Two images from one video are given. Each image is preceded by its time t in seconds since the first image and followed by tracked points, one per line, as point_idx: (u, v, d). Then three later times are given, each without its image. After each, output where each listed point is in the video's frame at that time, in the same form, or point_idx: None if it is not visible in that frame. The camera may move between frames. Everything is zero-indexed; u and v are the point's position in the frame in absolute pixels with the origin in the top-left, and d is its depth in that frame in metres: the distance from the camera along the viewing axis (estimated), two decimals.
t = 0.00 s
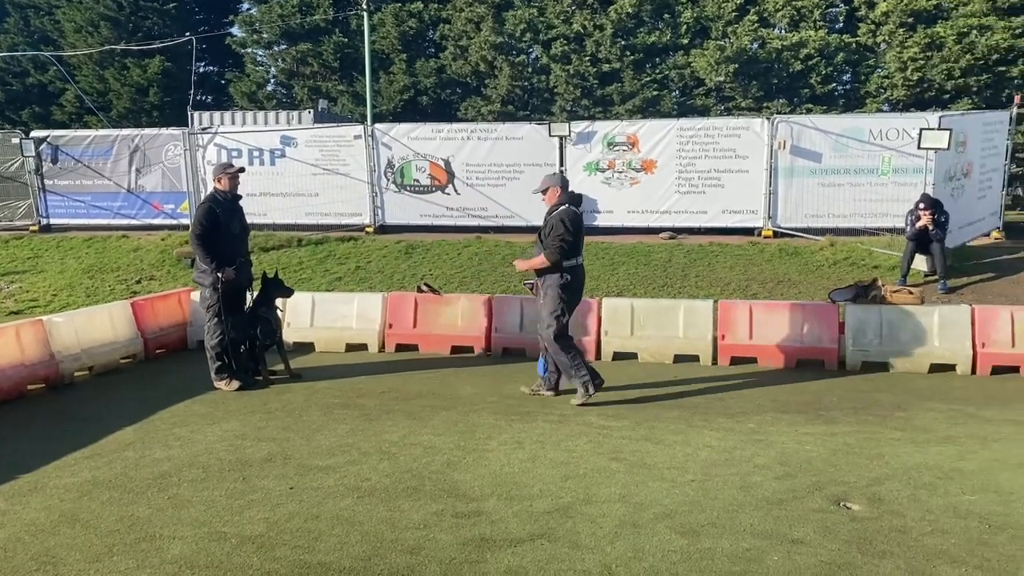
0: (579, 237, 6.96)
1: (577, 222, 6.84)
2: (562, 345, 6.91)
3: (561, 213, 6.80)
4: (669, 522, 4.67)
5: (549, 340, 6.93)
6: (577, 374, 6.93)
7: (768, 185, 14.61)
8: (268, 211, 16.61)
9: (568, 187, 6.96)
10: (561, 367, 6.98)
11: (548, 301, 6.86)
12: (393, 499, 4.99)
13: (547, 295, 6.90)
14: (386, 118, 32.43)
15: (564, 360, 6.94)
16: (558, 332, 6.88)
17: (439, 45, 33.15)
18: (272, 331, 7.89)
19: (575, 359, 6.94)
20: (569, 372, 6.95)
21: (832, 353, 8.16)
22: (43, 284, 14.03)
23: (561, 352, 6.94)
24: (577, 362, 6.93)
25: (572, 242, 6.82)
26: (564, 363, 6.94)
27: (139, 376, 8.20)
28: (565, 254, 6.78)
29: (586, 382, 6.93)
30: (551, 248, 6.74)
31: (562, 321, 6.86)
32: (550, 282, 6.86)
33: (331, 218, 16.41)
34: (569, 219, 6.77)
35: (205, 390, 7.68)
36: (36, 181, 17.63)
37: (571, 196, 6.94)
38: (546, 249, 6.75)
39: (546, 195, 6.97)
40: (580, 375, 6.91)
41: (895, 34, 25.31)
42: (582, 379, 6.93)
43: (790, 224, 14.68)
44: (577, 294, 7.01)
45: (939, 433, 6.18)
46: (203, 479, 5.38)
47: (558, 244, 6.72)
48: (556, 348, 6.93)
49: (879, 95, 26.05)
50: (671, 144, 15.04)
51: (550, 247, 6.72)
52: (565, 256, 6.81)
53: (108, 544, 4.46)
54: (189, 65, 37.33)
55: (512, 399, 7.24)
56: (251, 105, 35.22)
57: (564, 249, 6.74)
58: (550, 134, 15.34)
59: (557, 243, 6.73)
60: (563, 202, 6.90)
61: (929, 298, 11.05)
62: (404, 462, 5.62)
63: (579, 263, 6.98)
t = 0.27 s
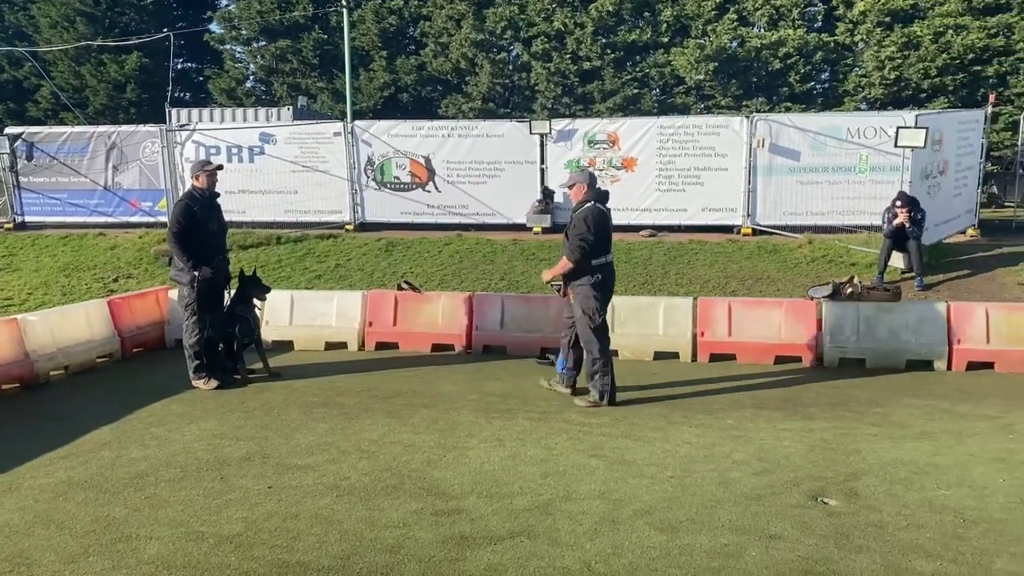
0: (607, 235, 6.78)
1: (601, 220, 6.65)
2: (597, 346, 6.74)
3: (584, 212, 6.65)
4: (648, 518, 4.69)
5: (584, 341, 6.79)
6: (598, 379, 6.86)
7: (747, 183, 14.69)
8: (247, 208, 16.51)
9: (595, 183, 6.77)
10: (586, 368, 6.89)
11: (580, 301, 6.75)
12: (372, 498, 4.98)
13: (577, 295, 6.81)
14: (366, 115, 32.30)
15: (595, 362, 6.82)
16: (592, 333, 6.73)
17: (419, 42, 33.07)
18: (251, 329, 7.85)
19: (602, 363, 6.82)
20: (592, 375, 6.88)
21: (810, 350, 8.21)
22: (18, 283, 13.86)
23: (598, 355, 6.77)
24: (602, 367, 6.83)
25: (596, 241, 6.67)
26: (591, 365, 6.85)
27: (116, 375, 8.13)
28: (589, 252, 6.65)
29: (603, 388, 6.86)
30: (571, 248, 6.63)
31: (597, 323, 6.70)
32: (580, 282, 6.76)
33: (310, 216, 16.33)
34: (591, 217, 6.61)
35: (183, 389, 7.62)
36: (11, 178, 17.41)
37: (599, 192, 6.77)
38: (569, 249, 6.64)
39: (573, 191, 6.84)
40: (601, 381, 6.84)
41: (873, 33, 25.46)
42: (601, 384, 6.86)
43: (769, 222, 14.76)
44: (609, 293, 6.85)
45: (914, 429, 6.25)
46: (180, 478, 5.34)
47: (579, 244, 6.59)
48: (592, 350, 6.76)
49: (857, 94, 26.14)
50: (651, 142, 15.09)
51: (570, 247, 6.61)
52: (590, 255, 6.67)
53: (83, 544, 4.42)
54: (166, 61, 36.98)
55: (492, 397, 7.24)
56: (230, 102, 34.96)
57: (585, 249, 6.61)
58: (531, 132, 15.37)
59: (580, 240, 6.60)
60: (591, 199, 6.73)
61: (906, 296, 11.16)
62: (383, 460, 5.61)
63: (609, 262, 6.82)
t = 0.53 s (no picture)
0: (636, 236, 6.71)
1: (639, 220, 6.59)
2: (598, 346, 6.72)
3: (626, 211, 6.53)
4: (629, 515, 4.71)
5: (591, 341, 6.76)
6: (586, 375, 6.84)
7: (728, 180, 14.74)
8: (227, 206, 16.40)
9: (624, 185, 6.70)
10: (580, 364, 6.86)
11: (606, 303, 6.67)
12: (352, 497, 4.96)
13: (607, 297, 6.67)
14: (347, 112, 32.16)
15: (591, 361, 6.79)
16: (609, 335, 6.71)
17: (401, 39, 32.96)
18: (230, 328, 7.80)
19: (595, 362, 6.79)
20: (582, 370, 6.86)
21: (789, 347, 8.28)
22: None
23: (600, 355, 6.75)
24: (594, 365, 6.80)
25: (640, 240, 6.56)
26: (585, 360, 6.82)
27: (93, 374, 8.04)
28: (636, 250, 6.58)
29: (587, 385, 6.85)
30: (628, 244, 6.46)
31: (615, 324, 6.69)
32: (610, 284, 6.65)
33: (291, 214, 16.24)
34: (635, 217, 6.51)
35: (161, 388, 7.56)
36: None
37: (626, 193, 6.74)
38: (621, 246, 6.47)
39: (602, 192, 6.70)
40: (585, 376, 6.84)
41: (852, 32, 25.52)
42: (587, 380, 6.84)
43: (749, 220, 14.82)
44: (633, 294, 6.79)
45: (893, 425, 6.30)
46: (158, 478, 5.30)
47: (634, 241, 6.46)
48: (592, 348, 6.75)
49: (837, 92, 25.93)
50: (633, 140, 15.12)
51: (626, 242, 6.45)
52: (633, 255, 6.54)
53: (59, 545, 4.37)
54: (145, 58, 36.64)
55: (474, 395, 7.23)
56: (210, 99, 34.70)
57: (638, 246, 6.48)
58: (512, 130, 15.36)
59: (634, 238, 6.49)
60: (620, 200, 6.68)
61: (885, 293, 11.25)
62: (364, 459, 5.59)
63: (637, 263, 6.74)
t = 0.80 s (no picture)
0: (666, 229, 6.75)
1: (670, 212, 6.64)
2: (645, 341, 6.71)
3: (656, 202, 6.60)
4: (611, 512, 4.72)
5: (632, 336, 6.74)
6: (648, 371, 6.82)
7: (710, 178, 14.76)
8: (208, 204, 16.29)
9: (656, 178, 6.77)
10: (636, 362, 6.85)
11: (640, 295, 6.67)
12: (335, 496, 4.94)
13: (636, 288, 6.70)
14: (330, 110, 32.03)
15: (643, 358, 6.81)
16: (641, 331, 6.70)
17: (383, 36, 32.87)
18: (211, 326, 7.75)
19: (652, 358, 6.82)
20: (641, 368, 6.84)
21: (771, 344, 8.31)
22: None
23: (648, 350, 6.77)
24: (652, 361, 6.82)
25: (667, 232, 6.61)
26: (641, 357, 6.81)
27: (72, 374, 7.97)
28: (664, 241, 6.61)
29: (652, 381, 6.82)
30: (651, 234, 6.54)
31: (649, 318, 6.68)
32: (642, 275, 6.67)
33: (273, 212, 16.15)
34: (664, 209, 6.58)
35: (141, 387, 7.50)
36: None
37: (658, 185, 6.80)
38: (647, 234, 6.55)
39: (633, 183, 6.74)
40: (651, 373, 6.81)
41: (834, 32, 25.60)
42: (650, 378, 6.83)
43: (731, 218, 14.84)
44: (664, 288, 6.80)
45: (873, 421, 6.35)
46: (139, 477, 5.25)
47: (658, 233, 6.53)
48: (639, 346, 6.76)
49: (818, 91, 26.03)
50: (616, 138, 15.19)
51: (652, 232, 6.52)
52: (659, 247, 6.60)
53: (38, 546, 4.33)
54: (125, 55, 36.27)
55: (457, 393, 7.22)
56: (191, 96, 34.50)
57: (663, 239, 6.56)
58: (495, 128, 15.35)
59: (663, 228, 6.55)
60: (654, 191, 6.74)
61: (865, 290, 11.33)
62: (346, 458, 5.57)
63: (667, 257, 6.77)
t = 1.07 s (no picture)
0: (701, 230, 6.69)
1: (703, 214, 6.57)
2: (701, 344, 6.65)
3: (687, 205, 6.54)
4: (596, 510, 4.73)
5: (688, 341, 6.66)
6: (710, 374, 6.73)
7: (694, 177, 14.76)
8: (191, 202, 16.18)
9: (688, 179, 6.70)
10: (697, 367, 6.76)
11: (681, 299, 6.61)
12: (319, 495, 4.92)
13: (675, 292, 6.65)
14: (314, 107, 31.93)
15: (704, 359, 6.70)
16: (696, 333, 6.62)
17: (368, 34, 32.81)
18: (194, 325, 7.70)
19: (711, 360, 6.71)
20: (701, 372, 6.76)
21: (754, 341, 8.35)
22: None
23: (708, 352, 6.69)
24: (712, 363, 6.72)
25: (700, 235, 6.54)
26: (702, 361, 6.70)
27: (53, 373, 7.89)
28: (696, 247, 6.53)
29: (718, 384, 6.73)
30: (680, 241, 6.48)
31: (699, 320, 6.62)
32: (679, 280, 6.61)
33: (256, 210, 16.07)
34: (695, 211, 6.51)
35: (124, 386, 7.44)
36: None
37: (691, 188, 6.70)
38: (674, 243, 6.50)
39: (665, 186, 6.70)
40: (714, 376, 6.72)
41: (817, 31, 25.69)
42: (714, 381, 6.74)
43: (716, 217, 14.81)
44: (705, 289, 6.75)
45: (856, 417, 6.40)
46: (120, 478, 5.21)
47: (689, 238, 6.46)
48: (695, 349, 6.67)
49: (801, 90, 26.19)
50: (600, 137, 15.20)
51: (680, 240, 6.47)
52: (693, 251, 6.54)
53: (18, 547, 4.29)
54: (108, 52, 35.93)
55: (442, 391, 7.21)
56: (174, 94, 34.29)
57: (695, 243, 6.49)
58: (481, 126, 15.35)
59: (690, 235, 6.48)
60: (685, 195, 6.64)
61: (848, 288, 11.39)
62: (331, 457, 5.55)
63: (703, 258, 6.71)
